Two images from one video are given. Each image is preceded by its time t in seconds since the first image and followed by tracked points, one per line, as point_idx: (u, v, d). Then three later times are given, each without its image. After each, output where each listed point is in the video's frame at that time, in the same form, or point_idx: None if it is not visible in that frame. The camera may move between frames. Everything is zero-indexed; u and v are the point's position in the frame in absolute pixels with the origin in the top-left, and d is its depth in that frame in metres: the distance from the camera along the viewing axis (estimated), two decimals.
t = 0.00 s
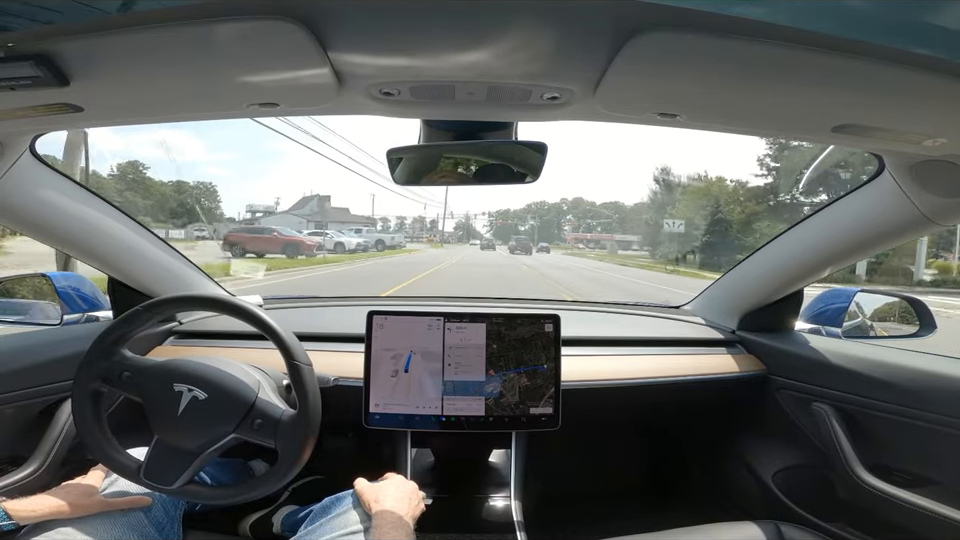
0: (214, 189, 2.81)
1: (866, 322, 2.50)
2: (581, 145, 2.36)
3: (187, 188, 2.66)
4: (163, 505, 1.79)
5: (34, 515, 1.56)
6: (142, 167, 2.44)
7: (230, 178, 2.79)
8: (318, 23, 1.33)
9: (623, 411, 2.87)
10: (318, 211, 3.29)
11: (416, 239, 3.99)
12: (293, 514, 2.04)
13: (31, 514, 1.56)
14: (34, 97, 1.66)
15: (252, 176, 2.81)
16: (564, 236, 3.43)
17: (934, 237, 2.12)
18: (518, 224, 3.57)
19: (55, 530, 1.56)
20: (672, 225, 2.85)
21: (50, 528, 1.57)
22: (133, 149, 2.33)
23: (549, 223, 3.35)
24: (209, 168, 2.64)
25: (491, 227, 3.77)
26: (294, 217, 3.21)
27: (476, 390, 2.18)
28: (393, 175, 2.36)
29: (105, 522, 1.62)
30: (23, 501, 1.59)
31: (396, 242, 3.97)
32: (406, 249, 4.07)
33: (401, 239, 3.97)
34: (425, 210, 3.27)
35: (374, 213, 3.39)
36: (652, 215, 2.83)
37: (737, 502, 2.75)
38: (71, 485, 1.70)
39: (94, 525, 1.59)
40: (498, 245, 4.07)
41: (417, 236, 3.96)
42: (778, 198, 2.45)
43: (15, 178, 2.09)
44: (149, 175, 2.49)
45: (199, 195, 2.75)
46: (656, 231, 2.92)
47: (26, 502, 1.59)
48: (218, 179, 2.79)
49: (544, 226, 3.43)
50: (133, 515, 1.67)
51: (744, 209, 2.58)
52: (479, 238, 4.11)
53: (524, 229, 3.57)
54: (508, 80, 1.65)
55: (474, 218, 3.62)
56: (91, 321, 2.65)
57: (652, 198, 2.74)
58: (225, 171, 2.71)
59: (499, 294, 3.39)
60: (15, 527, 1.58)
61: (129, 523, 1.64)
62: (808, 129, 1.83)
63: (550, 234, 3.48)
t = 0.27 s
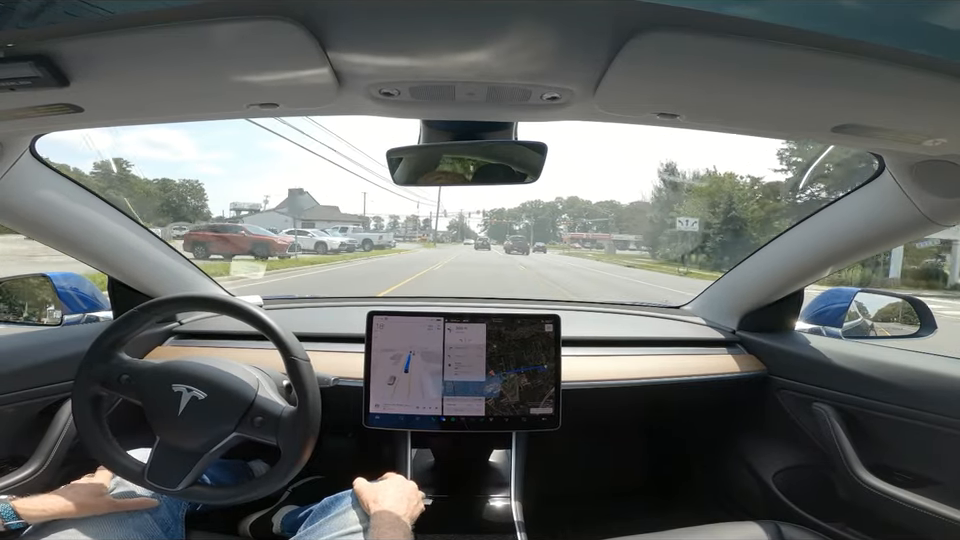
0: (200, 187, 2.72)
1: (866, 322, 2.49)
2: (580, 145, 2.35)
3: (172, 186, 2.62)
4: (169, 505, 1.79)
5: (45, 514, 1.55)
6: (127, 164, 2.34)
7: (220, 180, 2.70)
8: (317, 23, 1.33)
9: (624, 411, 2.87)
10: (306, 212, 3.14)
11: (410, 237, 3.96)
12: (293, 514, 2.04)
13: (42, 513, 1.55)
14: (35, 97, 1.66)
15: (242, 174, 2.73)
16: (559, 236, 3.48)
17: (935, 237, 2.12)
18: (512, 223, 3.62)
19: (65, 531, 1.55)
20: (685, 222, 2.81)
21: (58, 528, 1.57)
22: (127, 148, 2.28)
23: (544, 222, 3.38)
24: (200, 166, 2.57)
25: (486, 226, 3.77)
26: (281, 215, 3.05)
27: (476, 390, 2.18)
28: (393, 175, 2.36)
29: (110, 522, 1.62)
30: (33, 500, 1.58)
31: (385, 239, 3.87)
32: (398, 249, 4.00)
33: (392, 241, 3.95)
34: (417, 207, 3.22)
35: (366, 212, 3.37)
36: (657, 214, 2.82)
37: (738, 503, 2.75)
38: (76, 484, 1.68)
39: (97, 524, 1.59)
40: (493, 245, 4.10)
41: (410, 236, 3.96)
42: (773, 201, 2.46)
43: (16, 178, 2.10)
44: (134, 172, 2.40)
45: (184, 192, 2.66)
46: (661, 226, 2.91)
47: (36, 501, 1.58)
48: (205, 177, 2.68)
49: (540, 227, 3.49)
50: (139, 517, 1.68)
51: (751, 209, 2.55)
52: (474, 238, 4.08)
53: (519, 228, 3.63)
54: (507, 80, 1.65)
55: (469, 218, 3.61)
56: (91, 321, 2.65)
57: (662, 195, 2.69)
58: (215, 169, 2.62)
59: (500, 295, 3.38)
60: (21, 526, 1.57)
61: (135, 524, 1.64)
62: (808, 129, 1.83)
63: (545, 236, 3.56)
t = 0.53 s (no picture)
0: (189, 186, 2.69)
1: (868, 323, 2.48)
2: (580, 144, 2.35)
3: (158, 185, 2.58)
4: (175, 505, 1.79)
5: (54, 513, 1.59)
6: (110, 162, 2.34)
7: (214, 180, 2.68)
8: (317, 23, 1.33)
9: (624, 411, 2.87)
10: (293, 209, 3.14)
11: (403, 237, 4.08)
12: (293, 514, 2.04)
13: (50, 513, 1.59)
14: (36, 97, 1.66)
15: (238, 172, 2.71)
16: (556, 235, 3.52)
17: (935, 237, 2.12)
18: (508, 222, 3.64)
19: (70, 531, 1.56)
20: (705, 220, 2.71)
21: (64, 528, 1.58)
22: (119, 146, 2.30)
23: (540, 222, 3.39)
24: (193, 165, 2.57)
25: (480, 226, 3.83)
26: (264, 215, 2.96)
27: (476, 390, 2.18)
28: (393, 175, 2.36)
29: (115, 523, 1.61)
30: (44, 499, 1.64)
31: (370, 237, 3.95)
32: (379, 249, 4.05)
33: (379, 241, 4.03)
34: (413, 207, 3.23)
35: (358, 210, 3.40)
36: (664, 212, 2.77)
37: (739, 503, 2.74)
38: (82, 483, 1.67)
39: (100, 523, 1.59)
40: (489, 245, 4.29)
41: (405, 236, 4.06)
42: (775, 199, 2.46)
43: (18, 177, 2.11)
44: (120, 171, 2.40)
45: (172, 191, 2.62)
46: (671, 223, 2.85)
47: (46, 501, 1.63)
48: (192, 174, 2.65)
49: (535, 229, 3.55)
50: (145, 517, 1.67)
51: (771, 205, 2.50)
52: (468, 237, 4.29)
53: (513, 228, 3.69)
54: (507, 81, 1.66)
55: (464, 216, 3.63)
56: (91, 321, 2.65)
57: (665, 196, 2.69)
58: (209, 169, 2.62)
59: (499, 295, 3.38)
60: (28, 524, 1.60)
61: (140, 525, 1.63)
62: (808, 129, 1.83)
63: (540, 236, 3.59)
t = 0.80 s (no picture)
0: (177, 185, 2.59)
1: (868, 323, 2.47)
2: (580, 144, 2.34)
3: (146, 183, 2.51)
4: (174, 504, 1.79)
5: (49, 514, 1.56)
6: (95, 161, 2.31)
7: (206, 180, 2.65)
8: (318, 23, 1.33)
9: (624, 412, 2.86)
10: (282, 209, 3.12)
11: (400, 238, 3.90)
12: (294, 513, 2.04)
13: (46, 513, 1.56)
14: (37, 97, 1.66)
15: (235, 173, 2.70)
16: (554, 235, 3.47)
17: (935, 237, 2.12)
18: (505, 221, 3.54)
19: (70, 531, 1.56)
20: (727, 217, 2.61)
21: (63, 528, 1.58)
22: (112, 146, 2.30)
23: (536, 222, 3.36)
24: (187, 164, 2.53)
25: (478, 225, 3.73)
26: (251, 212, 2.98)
27: (476, 390, 2.18)
28: (394, 176, 2.35)
29: (115, 523, 1.61)
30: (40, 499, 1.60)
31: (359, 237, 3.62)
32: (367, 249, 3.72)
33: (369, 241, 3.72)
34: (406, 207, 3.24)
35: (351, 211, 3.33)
36: (680, 210, 2.69)
37: (739, 503, 2.74)
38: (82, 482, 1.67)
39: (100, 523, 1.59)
40: (487, 245, 4.16)
41: (401, 235, 3.88)
42: (784, 198, 2.43)
43: (18, 177, 2.11)
44: (106, 169, 2.35)
45: (160, 190, 2.55)
46: (682, 222, 2.77)
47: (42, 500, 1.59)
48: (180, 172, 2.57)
49: (532, 229, 3.51)
50: (144, 516, 1.67)
51: (771, 205, 2.49)
52: (466, 237, 4.15)
53: (511, 227, 3.58)
54: (507, 81, 1.65)
55: (460, 215, 3.56)
56: (91, 321, 2.64)
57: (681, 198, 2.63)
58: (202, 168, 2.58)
59: (499, 295, 3.38)
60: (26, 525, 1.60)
61: (139, 524, 1.64)
62: (808, 129, 1.83)
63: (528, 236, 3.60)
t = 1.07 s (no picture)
0: (166, 185, 2.58)
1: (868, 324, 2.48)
2: (580, 144, 2.34)
3: (133, 182, 2.46)
4: (168, 503, 1.79)
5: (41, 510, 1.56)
6: (81, 159, 2.28)
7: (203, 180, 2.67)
8: (318, 23, 1.33)
9: (624, 412, 2.87)
10: (272, 207, 3.08)
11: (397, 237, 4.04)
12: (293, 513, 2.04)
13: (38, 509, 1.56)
14: (37, 97, 1.66)
15: (231, 173, 2.71)
16: (553, 235, 3.45)
17: (935, 238, 2.12)
18: (503, 221, 3.44)
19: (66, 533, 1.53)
20: (759, 215, 2.53)
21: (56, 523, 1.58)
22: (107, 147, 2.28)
23: (533, 222, 3.31)
24: (185, 165, 2.55)
25: (474, 225, 3.73)
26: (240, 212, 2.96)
27: (476, 390, 2.18)
28: (394, 176, 2.35)
29: (109, 522, 1.61)
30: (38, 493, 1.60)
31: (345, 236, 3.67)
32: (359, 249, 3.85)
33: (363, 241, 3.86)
34: (404, 207, 3.24)
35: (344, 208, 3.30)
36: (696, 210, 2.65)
37: (739, 504, 2.74)
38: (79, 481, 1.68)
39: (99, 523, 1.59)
40: (483, 245, 4.17)
41: (397, 235, 4.02)
42: (784, 198, 2.44)
43: (18, 176, 2.11)
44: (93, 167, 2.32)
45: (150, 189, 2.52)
46: (695, 221, 2.72)
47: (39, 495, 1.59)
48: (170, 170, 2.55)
49: (531, 229, 3.46)
50: (137, 515, 1.67)
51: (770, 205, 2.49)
52: (462, 237, 4.22)
53: (508, 227, 3.53)
54: (506, 81, 1.66)
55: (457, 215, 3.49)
56: (91, 320, 2.64)
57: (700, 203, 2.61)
58: (201, 169, 2.61)
59: (499, 295, 3.38)
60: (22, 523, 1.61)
61: (133, 523, 1.64)
62: (808, 129, 1.83)
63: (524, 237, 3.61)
